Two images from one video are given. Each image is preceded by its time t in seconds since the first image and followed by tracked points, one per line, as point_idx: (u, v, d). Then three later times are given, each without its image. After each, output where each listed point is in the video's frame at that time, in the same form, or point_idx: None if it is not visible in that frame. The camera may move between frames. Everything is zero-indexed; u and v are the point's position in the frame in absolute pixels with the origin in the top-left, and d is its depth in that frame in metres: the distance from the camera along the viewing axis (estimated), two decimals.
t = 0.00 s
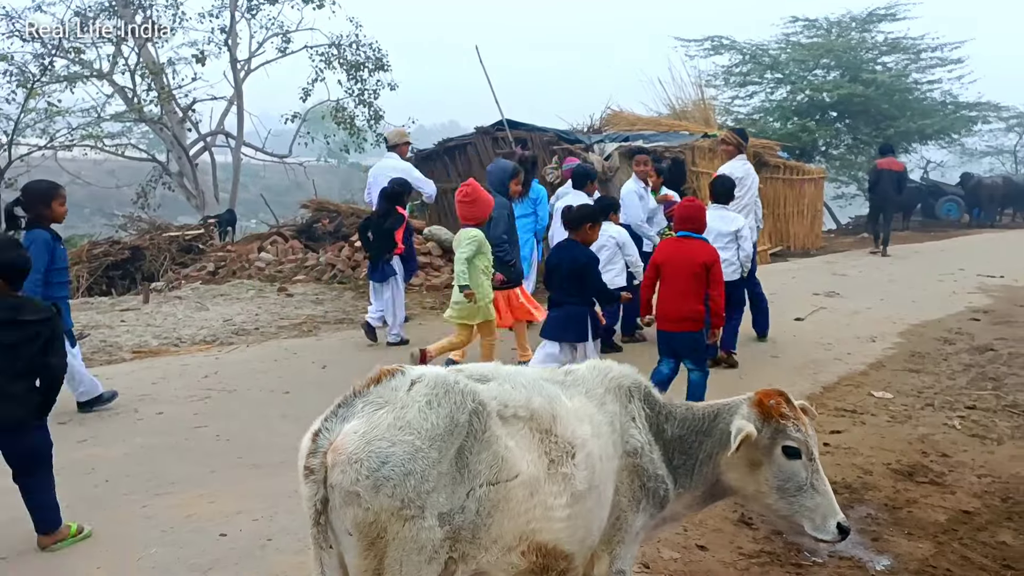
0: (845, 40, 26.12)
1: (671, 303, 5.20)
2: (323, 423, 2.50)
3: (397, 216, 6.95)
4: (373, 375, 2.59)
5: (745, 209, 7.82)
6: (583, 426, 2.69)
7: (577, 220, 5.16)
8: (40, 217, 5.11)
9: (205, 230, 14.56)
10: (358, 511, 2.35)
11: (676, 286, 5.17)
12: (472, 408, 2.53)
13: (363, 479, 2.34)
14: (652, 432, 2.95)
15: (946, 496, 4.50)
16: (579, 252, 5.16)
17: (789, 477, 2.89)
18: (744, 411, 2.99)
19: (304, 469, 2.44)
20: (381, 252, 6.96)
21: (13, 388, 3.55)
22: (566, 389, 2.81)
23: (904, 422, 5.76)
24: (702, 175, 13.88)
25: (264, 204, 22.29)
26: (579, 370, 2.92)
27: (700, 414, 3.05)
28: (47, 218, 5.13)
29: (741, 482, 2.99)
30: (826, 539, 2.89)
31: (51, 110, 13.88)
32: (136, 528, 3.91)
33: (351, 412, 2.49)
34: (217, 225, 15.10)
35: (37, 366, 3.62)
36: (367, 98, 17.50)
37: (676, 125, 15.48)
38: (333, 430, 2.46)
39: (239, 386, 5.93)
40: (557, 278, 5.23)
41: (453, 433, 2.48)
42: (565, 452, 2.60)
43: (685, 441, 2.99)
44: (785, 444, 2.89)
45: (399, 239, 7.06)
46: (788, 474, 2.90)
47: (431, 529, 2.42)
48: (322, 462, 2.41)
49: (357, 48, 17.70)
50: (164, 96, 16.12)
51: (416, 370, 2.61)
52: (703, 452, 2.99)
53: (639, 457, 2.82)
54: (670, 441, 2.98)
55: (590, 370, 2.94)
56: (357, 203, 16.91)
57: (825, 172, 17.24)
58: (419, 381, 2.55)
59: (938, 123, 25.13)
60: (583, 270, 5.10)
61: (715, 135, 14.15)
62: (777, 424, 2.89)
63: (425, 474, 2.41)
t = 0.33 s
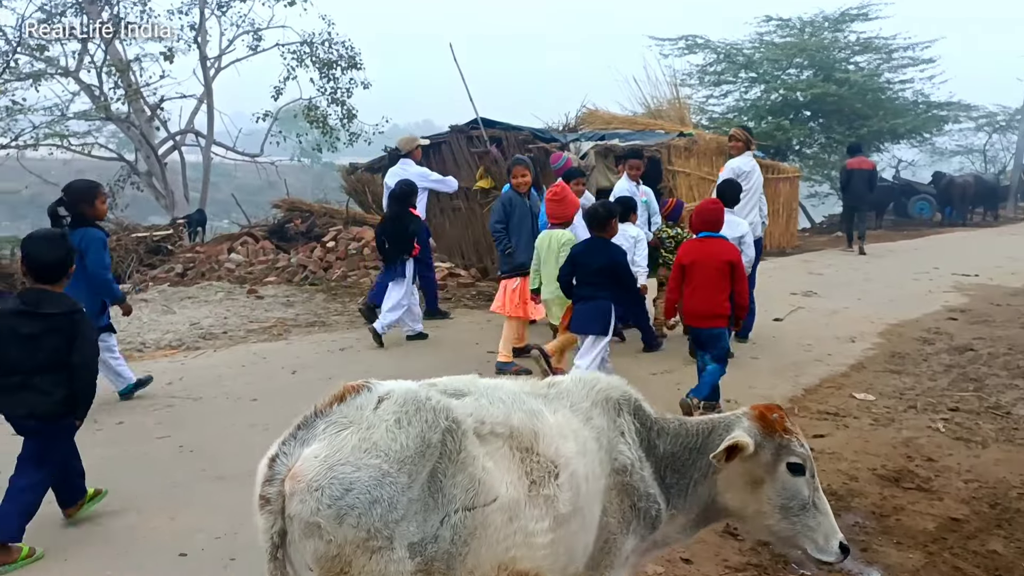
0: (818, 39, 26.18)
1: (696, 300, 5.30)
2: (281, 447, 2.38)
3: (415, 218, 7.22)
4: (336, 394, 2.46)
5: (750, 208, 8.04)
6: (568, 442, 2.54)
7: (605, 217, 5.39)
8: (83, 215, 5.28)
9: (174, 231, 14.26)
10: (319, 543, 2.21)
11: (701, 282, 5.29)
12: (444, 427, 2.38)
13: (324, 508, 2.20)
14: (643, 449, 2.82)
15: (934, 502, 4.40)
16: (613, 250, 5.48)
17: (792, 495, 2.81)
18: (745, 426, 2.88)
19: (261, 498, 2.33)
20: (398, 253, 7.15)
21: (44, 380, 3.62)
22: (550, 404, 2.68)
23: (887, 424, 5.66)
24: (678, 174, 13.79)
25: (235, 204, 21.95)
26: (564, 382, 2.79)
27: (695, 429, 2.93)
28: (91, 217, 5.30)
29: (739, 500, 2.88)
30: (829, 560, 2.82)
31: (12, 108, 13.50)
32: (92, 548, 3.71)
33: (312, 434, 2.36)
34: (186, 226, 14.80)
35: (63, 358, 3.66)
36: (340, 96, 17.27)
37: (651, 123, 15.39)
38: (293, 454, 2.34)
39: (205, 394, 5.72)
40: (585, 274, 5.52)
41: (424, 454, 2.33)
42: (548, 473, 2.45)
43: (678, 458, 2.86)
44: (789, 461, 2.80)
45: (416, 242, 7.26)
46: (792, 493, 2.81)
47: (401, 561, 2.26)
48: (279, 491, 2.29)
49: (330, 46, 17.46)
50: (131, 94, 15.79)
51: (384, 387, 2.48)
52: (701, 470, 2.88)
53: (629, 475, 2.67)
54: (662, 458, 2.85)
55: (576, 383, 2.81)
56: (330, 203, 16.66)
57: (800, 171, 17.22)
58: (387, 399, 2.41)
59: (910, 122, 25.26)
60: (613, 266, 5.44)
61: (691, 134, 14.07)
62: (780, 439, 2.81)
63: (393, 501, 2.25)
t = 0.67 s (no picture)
0: (790, 42, 26.24)
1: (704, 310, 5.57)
2: (236, 485, 2.25)
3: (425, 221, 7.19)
4: (304, 425, 2.33)
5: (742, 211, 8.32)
6: (563, 476, 2.43)
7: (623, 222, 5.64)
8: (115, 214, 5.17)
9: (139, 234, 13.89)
10: None
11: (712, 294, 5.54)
12: (421, 465, 2.26)
13: (283, 555, 2.07)
14: (647, 479, 2.79)
15: (921, 516, 4.27)
16: (629, 251, 5.69)
17: (801, 525, 2.88)
18: (755, 454, 2.91)
19: (212, 541, 2.21)
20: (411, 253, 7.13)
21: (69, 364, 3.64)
22: (542, 434, 2.57)
23: (870, 432, 5.56)
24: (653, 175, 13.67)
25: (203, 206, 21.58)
26: (560, 408, 2.72)
27: (697, 457, 2.91)
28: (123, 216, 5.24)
29: (749, 531, 2.92)
30: None
31: None
32: None
33: (274, 470, 2.23)
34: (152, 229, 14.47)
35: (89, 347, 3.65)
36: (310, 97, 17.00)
37: (626, 125, 15.28)
38: (253, 490, 2.22)
39: (165, 407, 5.49)
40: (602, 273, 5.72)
41: (399, 495, 2.20)
42: (540, 512, 2.33)
43: (681, 489, 2.85)
44: (801, 490, 2.87)
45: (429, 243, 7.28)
46: (801, 521, 2.88)
47: None
48: (233, 534, 2.17)
49: (300, 46, 17.19)
50: (96, 94, 15.42)
51: (357, 418, 2.36)
52: (713, 500, 2.89)
53: (632, 508, 2.61)
54: (664, 488, 2.83)
55: (571, 409, 2.72)
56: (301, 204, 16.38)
57: (774, 173, 17.19)
58: (360, 433, 2.29)
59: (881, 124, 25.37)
60: (630, 266, 5.64)
61: (666, 136, 13.96)
62: (794, 469, 2.87)
63: (361, 547, 2.12)
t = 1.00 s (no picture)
0: (754, 44, 26.37)
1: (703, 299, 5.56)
2: (214, 505, 2.22)
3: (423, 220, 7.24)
4: (290, 445, 2.29)
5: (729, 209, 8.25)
6: (569, 500, 2.32)
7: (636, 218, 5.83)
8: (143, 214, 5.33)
9: (95, 236, 13.53)
10: None
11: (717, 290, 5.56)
12: (412, 494, 2.18)
13: None
14: (649, 497, 2.71)
15: (895, 524, 4.19)
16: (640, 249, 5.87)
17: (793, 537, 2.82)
18: (752, 466, 2.84)
19: (187, 561, 2.19)
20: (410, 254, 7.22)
21: (170, 379, 3.63)
22: (548, 454, 2.47)
23: (841, 437, 5.49)
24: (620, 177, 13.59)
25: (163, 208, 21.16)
26: (565, 425, 2.61)
27: (696, 472, 2.83)
28: (150, 216, 5.35)
29: (745, 544, 2.82)
30: None
31: None
32: None
33: (254, 491, 2.20)
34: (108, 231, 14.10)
35: (191, 360, 3.66)
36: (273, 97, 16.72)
37: (592, 126, 15.20)
38: (232, 510, 2.19)
39: (116, 417, 5.26)
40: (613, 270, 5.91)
41: (389, 524, 2.14)
42: (543, 540, 2.25)
43: (680, 504, 2.77)
44: (793, 501, 2.81)
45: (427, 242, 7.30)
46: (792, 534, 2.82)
47: None
48: (206, 556, 2.15)
49: (262, 44, 16.90)
50: (51, 93, 15.01)
51: (347, 439, 2.32)
52: (715, 515, 2.80)
53: (638, 530, 2.48)
54: (665, 505, 2.75)
55: (577, 427, 2.61)
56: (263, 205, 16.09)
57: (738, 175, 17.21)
58: (348, 455, 2.25)
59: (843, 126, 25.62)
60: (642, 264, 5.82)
61: (632, 137, 13.89)
62: (788, 481, 2.82)
63: None
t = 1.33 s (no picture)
0: (720, 46, 26.47)
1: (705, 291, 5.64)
2: (261, 527, 1.96)
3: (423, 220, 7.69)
4: (334, 461, 2.03)
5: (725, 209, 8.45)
6: (599, 512, 2.15)
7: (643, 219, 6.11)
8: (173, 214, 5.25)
9: (54, 239, 13.17)
10: None
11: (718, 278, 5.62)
12: (461, 508, 1.96)
13: None
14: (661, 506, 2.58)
15: (884, 531, 4.12)
16: (640, 247, 6.11)
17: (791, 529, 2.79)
18: (752, 464, 2.77)
19: None
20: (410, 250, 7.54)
21: (264, 345, 4.02)
22: (574, 465, 2.29)
23: (823, 442, 5.41)
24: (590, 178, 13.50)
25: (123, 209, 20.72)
26: (584, 437, 2.44)
27: (699, 476, 2.72)
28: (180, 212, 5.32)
29: (748, 540, 2.75)
30: None
31: None
32: None
33: (303, 511, 1.93)
34: (67, 233, 13.73)
35: (285, 329, 4.03)
36: (237, 96, 16.42)
37: (561, 127, 15.12)
38: (277, 535, 1.92)
39: (76, 429, 5.03)
40: (614, 268, 6.15)
41: (441, 543, 1.89)
42: (580, 553, 2.05)
43: (688, 510, 2.66)
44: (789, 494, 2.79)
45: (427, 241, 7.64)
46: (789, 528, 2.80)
47: None
48: None
49: (226, 43, 16.60)
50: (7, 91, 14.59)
51: (392, 452, 2.05)
52: (720, 517, 2.72)
53: (659, 542, 2.36)
54: (677, 512, 2.63)
55: (595, 437, 2.45)
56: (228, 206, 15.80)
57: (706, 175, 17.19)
58: (394, 470, 1.98)
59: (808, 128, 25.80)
60: (638, 258, 6.04)
61: (602, 138, 13.82)
62: (785, 475, 2.79)
63: None
